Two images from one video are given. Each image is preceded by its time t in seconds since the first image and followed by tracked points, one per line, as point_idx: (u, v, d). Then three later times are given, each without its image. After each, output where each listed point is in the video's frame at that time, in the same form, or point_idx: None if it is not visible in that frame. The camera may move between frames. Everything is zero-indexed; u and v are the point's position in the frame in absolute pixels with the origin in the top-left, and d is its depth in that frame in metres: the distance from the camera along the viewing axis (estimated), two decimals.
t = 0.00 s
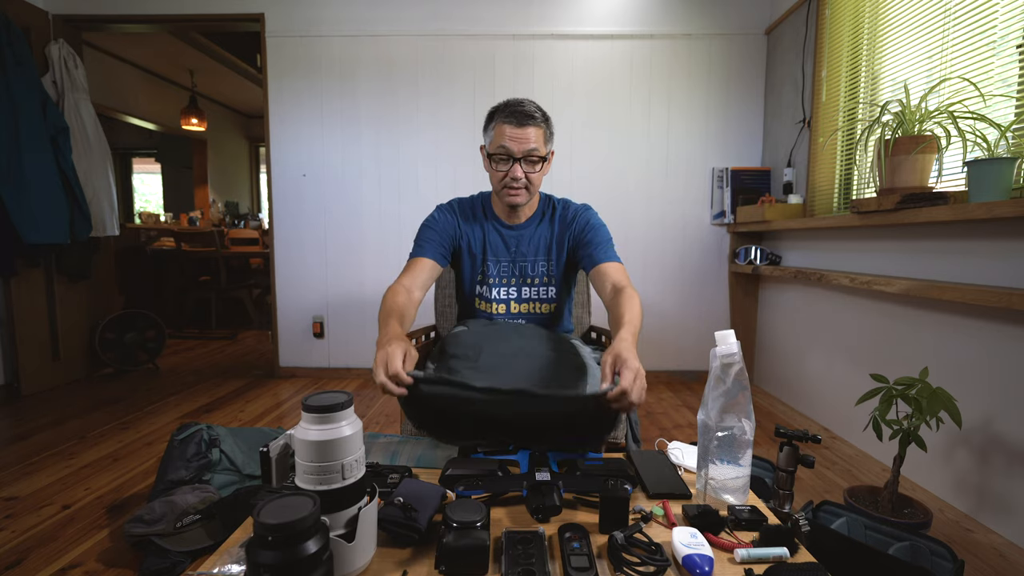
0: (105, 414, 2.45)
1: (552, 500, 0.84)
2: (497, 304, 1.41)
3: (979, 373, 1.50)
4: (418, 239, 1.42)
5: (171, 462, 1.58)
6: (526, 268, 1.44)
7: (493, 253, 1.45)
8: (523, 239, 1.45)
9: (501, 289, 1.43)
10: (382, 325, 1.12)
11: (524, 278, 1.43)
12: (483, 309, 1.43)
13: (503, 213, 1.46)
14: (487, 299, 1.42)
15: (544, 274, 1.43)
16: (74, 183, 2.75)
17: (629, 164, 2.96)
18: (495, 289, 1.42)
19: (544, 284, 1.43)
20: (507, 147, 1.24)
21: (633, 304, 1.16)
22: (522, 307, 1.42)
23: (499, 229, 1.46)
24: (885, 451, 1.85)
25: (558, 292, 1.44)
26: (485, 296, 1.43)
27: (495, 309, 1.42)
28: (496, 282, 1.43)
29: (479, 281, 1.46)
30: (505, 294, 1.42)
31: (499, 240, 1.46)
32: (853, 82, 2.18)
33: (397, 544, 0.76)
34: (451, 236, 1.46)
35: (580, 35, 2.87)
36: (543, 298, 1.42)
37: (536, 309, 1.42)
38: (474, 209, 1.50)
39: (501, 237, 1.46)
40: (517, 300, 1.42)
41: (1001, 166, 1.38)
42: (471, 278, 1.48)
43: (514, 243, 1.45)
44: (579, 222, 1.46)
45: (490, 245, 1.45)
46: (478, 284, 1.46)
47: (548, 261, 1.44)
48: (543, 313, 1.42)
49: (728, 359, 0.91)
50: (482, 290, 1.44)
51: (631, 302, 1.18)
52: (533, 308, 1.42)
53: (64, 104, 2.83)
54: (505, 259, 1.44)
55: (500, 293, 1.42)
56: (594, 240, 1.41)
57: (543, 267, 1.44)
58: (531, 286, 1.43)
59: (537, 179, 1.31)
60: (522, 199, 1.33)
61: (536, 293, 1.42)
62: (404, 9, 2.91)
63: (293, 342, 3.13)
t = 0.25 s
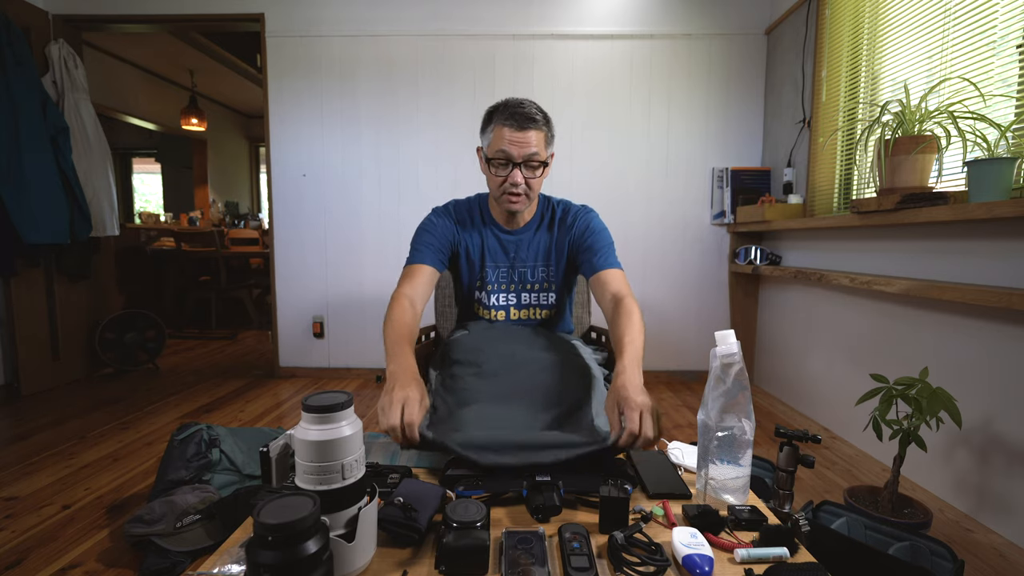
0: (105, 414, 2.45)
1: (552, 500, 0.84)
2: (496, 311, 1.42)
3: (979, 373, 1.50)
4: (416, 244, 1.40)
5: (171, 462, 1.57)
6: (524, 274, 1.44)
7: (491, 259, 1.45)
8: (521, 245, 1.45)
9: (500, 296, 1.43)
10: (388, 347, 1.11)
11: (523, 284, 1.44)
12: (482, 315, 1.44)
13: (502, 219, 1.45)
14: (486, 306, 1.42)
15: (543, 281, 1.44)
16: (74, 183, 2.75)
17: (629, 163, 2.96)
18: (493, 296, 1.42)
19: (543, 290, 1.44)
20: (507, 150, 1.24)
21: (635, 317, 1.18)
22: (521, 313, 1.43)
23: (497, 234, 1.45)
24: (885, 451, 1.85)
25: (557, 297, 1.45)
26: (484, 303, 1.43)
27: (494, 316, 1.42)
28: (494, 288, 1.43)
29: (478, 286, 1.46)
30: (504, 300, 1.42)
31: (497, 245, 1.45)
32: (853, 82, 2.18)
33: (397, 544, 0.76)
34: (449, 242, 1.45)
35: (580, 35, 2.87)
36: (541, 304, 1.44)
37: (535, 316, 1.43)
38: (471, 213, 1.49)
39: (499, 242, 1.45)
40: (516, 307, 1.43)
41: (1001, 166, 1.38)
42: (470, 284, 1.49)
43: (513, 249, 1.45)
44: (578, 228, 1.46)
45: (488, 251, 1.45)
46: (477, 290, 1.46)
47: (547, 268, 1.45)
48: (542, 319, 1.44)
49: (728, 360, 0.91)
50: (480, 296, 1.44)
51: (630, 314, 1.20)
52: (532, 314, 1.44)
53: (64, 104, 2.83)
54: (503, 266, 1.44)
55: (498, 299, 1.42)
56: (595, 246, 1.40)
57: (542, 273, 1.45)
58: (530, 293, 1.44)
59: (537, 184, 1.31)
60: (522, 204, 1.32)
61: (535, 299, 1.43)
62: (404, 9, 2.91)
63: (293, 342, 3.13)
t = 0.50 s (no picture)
0: (106, 414, 2.45)
1: (552, 501, 0.84)
2: (495, 315, 1.42)
3: (980, 373, 1.49)
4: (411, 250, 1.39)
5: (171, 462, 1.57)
6: (523, 277, 1.44)
7: (490, 263, 1.45)
8: (520, 248, 1.45)
9: (498, 300, 1.43)
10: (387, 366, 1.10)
11: (522, 288, 1.44)
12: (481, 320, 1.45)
13: (499, 223, 1.44)
14: (484, 310, 1.43)
15: (542, 284, 1.45)
16: (74, 183, 2.75)
17: (629, 163, 2.96)
18: (492, 300, 1.43)
19: (542, 293, 1.44)
20: (504, 155, 1.24)
21: (636, 324, 1.16)
22: (520, 317, 1.43)
23: (495, 237, 1.45)
24: (885, 451, 1.85)
25: (556, 300, 1.46)
26: (482, 307, 1.43)
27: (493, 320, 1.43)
28: (492, 292, 1.43)
29: (476, 290, 1.46)
30: (503, 304, 1.43)
31: (495, 249, 1.45)
32: (853, 82, 2.18)
33: (397, 544, 0.76)
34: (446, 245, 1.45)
35: (580, 35, 2.87)
36: (540, 308, 1.44)
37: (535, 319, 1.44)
38: (468, 216, 1.48)
39: (498, 245, 1.45)
40: (515, 310, 1.43)
41: (1001, 166, 1.38)
42: (468, 287, 1.49)
43: (512, 252, 1.45)
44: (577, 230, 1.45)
45: (486, 255, 1.45)
46: (475, 294, 1.47)
47: (545, 271, 1.45)
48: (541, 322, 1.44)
49: (728, 360, 0.91)
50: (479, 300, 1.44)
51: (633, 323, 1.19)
52: (531, 317, 1.44)
53: (64, 104, 2.83)
54: (502, 270, 1.44)
55: (497, 304, 1.42)
56: (594, 249, 1.39)
57: (541, 276, 1.45)
58: (528, 296, 1.44)
59: (535, 188, 1.31)
60: (520, 208, 1.33)
61: (534, 303, 1.44)
62: (404, 9, 2.91)
63: (293, 342, 3.13)
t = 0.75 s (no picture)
0: (106, 414, 2.45)
1: (552, 500, 0.84)
2: (496, 314, 1.41)
3: (980, 373, 1.49)
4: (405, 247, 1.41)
5: (171, 462, 1.57)
6: (525, 276, 1.43)
7: (492, 262, 1.45)
8: (521, 247, 1.45)
9: (499, 299, 1.42)
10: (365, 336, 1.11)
11: (525, 286, 1.43)
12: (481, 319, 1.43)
13: (502, 222, 1.45)
14: (485, 309, 1.42)
15: (545, 282, 1.44)
16: (74, 183, 2.75)
17: (629, 163, 2.96)
18: (493, 299, 1.42)
19: (544, 292, 1.43)
20: (508, 160, 1.24)
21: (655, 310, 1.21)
22: (523, 316, 1.42)
23: (496, 236, 1.45)
24: (885, 451, 1.85)
25: (559, 299, 1.44)
26: (483, 306, 1.43)
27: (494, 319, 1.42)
28: (493, 291, 1.42)
29: (477, 289, 1.45)
30: (504, 303, 1.42)
31: (496, 248, 1.45)
32: (853, 82, 2.18)
33: (397, 544, 0.76)
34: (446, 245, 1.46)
35: (580, 35, 2.87)
36: (544, 306, 1.43)
37: (538, 318, 1.42)
38: (469, 216, 1.49)
39: (499, 245, 1.45)
40: (516, 309, 1.42)
41: (1001, 166, 1.38)
42: (467, 287, 1.47)
43: (513, 251, 1.45)
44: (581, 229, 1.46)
45: (487, 254, 1.45)
46: (474, 293, 1.46)
47: (549, 270, 1.44)
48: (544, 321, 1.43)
49: (728, 360, 0.91)
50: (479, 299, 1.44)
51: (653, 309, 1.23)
52: (534, 316, 1.43)
53: (64, 104, 2.83)
54: (503, 268, 1.43)
55: (498, 302, 1.41)
56: (602, 249, 1.42)
57: (543, 275, 1.44)
58: (530, 295, 1.43)
59: (539, 191, 1.32)
60: (524, 210, 1.35)
61: (538, 301, 1.42)
62: (404, 9, 2.91)
63: (293, 342, 3.13)
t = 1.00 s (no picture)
0: (106, 414, 2.45)
1: (552, 501, 0.84)
2: (499, 307, 1.42)
3: (980, 373, 1.49)
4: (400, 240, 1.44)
5: (171, 462, 1.57)
6: (527, 269, 1.44)
7: (494, 255, 1.45)
8: (524, 241, 1.45)
9: (502, 292, 1.43)
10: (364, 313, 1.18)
11: (527, 280, 1.44)
12: (483, 313, 1.43)
13: (504, 216, 1.45)
14: (488, 302, 1.42)
15: (548, 276, 1.44)
16: (74, 183, 2.75)
17: (629, 163, 2.96)
18: (495, 293, 1.42)
19: (546, 285, 1.44)
20: (508, 162, 1.24)
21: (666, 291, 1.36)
22: (525, 309, 1.43)
23: (499, 230, 1.45)
24: (885, 451, 1.85)
25: (561, 292, 1.46)
26: (485, 299, 1.43)
27: (497, 312, 1.43)
28: (495, 284, 1.43)
29: (478, 283, 1.45)
30: (507, 296, 1.42)
31: (498, 242, 1.45)
32: (853, 82, 2.18)
33: (397, 544, 0.76)
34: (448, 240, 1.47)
35: (580, 35, 2.87)
36: (546, 299, 1.44)
37: (540, 310, 1.44)
38: (470, 211, 1.49)
39: (501, 239, 1.45)
40: (519, 303, 1.43)
41: (1001, 166, 1.38)
42: (468, 280, 1.46)
43: (516, 244, 1.45)
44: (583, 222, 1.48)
45: (489, 248, 1.45)
46: (476, 287, 1.45)
47: (552, 263, 1.45)
48: (546, 313, 1.44)
49: (728, 359, 0.91)
50: (481, 293, 1.43)
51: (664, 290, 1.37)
52: (536, 309, 1.44)
53: (64, 104, 2.83)
54: (506, 262, 1.44)
55: (501, 296, 1.42)
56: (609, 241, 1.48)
57: (546, 268, 1.45)
58: (533, 288, 1.44)
59: (539, 192, 1.32)
60: (524, 209, 1.35)
61: (540, 294, 1.43)
62: (404, 9, 2.91)
63: (293, 342, 3.13)
